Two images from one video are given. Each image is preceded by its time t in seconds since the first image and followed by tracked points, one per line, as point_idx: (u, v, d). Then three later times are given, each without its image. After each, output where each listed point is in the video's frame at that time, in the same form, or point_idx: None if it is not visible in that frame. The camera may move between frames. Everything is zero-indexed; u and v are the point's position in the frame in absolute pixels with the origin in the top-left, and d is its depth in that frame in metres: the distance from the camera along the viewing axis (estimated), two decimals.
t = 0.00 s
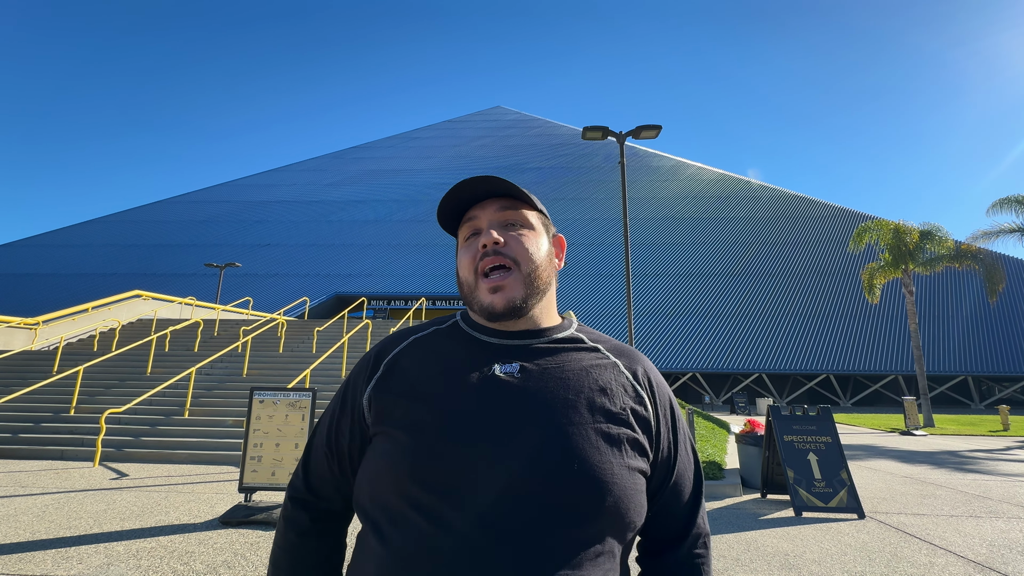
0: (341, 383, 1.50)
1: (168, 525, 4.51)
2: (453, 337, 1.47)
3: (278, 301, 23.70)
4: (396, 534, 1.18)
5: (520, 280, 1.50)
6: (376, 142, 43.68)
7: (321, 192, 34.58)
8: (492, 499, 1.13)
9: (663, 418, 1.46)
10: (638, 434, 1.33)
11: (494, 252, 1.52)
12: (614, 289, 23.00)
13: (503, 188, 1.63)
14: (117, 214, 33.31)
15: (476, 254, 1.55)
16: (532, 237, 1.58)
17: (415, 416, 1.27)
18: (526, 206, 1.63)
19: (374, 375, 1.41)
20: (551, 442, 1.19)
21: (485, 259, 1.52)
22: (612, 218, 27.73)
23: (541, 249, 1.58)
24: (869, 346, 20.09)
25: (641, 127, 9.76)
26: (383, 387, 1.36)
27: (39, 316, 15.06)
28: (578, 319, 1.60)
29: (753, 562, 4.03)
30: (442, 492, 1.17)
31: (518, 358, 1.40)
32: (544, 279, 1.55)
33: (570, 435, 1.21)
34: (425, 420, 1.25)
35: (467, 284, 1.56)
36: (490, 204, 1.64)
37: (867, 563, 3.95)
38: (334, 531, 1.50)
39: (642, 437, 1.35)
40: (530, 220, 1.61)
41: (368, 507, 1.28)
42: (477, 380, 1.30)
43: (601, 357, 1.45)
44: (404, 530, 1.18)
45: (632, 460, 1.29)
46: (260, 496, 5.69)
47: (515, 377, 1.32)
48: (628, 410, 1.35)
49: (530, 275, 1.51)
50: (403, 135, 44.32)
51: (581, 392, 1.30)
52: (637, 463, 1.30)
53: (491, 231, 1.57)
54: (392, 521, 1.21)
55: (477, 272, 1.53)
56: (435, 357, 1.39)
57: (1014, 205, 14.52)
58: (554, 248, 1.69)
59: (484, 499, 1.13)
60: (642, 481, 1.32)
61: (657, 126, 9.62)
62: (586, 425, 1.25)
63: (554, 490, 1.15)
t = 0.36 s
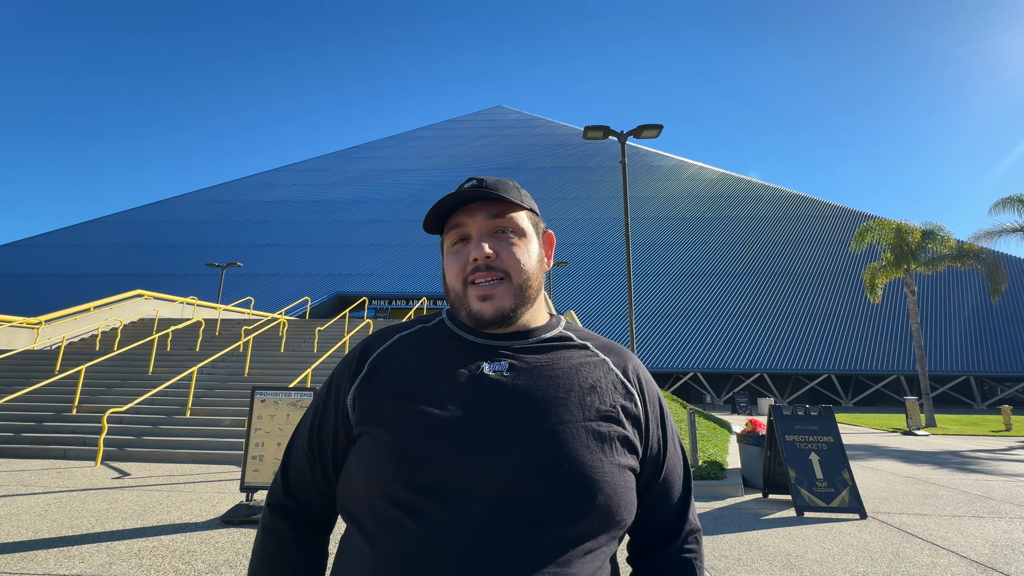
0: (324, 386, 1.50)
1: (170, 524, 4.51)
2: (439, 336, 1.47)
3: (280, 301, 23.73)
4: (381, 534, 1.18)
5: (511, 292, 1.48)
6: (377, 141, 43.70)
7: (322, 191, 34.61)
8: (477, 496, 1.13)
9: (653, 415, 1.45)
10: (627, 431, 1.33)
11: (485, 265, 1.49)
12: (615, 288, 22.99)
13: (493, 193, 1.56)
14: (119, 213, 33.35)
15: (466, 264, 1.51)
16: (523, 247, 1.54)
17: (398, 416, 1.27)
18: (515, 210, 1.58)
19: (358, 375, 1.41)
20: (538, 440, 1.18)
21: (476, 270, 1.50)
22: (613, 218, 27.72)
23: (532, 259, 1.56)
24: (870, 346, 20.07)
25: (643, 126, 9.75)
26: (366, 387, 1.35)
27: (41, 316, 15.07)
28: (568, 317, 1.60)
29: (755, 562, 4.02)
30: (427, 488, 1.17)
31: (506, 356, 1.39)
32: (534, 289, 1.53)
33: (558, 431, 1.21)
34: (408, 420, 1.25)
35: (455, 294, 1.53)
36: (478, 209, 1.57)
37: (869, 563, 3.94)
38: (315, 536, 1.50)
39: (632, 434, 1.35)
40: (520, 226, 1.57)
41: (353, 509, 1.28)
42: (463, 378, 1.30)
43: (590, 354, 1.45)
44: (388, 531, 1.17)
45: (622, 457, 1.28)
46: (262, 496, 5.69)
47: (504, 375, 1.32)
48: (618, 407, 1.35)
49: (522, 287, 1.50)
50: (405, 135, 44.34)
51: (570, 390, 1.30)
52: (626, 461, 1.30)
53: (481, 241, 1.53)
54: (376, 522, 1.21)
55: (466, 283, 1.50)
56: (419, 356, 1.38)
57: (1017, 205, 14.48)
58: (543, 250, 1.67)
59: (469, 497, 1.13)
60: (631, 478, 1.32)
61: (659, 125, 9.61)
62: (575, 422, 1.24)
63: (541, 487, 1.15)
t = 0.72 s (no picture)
0: (330, 383, 1.49)
1: (172, 523, 4.52)
2: (445, 335, 1.46)
3: (280, 301, 23.74)
4: (388, 538, 1.18)
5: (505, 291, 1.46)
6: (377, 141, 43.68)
7: (323, 191, 34.62)
8: (486, 500, 1.13)
9: (661, 417, 1.45)
10: (636, 436, 1.33)
11: (477, 268, 1.48)
12: (616, 288, 22.99)
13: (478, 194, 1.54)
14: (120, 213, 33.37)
15: (461, 268, 1.51)
16: (515, 242, 1.51)
17: (406, 418, 1.26)
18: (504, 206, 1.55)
19: (364, 373, 1.40)
20: (548, 446, 1.18)
21: (470, 274, 1.49)
22: (614, 218, 27.70)
23: (527, 253, 1.52)
24: (871, 346, 20.05)
25: (643, 126, 9.74)
26: (373, 386, 1.35)
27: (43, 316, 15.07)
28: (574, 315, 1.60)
29: (756, 562, 4.02)
30: (435, 491, 1.17)
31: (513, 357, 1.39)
32: (532, 284, 1.51)
33: (566, 437, 1.21)
34: (416, 421, 1.24)
35: (455, 298, 1.54)
36: (466, 211, 1.56)
37: (870, 564, 3.94)
38: (321, 534, 1.50)
39: (640, 438, 1.35)
40: (512, 223, 1.54)
41: (359, 511, 1.28)
42: (471, 379, 1.30)
43: (598, 355, 1.45)
44: (396, 534, 1.17)
45: (630, 463, 1.29)
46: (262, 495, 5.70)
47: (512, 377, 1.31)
48: (626, 412, 1.35)
49: (516, 285, 1.47)
50: (405, 134, 44.33)
51: (579, 395, 1.30)
52: (635, 467, 1.30)
53: (472, 244, 1.52)
54: (384, 525, 1.21)
55: (463, 286, 1.50)
56: (426, 355, 1.38)
57: (1018, 204, 14.45)
58: (541, 241, 1.63)
59: (478, 501, 1.13)
60: (639, 483, 1.32)
61: (659, 125, 9.60)
62: (583, 427, 1.24)
63: (549, 492, 1.15)
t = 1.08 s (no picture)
0: (344, 388, 1.49)
1: (172, 522, 4.53)
2: (460, 338, 1.46)
3: (281, 300, 23.75)
4: (408, 543, 1.19)
5: (550, 287, 1.48)
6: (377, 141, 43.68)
7: (323, 191, 34.62)
8: (506, 504, 1.13)
9: (673, 416, 1.46)
10: (651, 436, 1.33)
11: (529, 257, 1.49)
12: (616, 288, 22.97)
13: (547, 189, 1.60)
14: (120, 213, 33.39)
15: (510, 253, 1.51)
16: (568, 245, 1.58)
17: (423, 421, 1.26)
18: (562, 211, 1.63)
19: (379, 379, 1.40)
20: (565, 449, 1.18)
21: (518, 261, 1.49)
22: (614, 217, 27.68)
23: (573, 260, 1.59)
24: (872, 345, 20.04)
25: (643, 126, 9.73)
26: (388, 391, 1.34)
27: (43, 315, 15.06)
28: (586, 319, 1.62)
29: (756, 562, 4.02)
30: (454, 496, 1.17)
31: (528, 359, 1.39)
32: (571, 287, 1.56)
33: (583, 438, 1.21)
34: (435, 425, 1.25)
35: (494, 281, 1.51)
36: (530, 200, 1.60)
37: (870, 563, 3.93)
38: (340, 536, 1.51)
39: (654, 438, 1.35)
40: (566, 227, 1.62)
41: (376, 516, 1.28)
42: (487, 383, 1.30)
43: (611, 357, 1.45)
44: (416, 539, 1.18)
45: (645, 462, 1.29)
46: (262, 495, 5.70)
47: (528, 379, 1.32)
48: (642, 412, 1.35)
49: (558, 284, 1.50)
50: (406, 134, 44.33)
51: (595, 396, 1.30)
52: (650, 467, 1.30)
53: (529, 233, 1.55)
54: (404, 530, 1.21)
55: (507, 271, 1.49)
56: (441, 359, 1.38)
57: (1019, 204, 14.44)
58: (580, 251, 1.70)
59: (499, 506, 1.13)
60: (654, 483, 1.32)
61: (659, 125, 9.59)
62: (601, 430, 1.24)
63: (570, 493, 1.16)
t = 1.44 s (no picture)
0: (360, 390, 1.50)
1: (172, 522, 4.53)
2: (474, 341, 1.46)
3: (281, 300, 23.74)
4: (422, 543, 1.19)
5: (560, 302, 1.49)
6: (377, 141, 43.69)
7: (323, 190, 34.62)
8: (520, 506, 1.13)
9: (682, 422, 1.46)
10: (662, 440, 1.34)
11: (541, 272, 1.49)
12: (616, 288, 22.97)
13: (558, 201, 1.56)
14: (120, 212, 33.39)
15: (521, 267, 1.51)
16: (577, 258, 1.57)
17: (440, 423, 1.27)
18: (572, 223, 1.60)
19: (395, 381, 1.40)
20: (577, 451, 1.19)
21: (530, 276, 1.49)
22: (614, 217, 27.67)
23: (581, 271, 1.57)
24: (872, 345, 20.05)
25: (644, 126, 9.73)
26: (405, 394, 1.35)
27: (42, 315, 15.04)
28: (596, 324, 1.62)
29: (756, 561, 4.02)
30: (469, 497, 1.17)
31: (541, 364, 1.40)
32: (581, 296, 1.56)
33: (596, 442, 1.21)
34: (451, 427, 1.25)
35: (503, 294, 1.52)
36: (540, 213, 1.56)
37: (870, 563, 3.93)
38: (354, 538, 1.51)
39: (664, 442, 1.36)
40: (575, 238, 1.60)
41: (392, 515, 1.29)
42: (501, 387, 1.30)
43: (622, 363, 1.46)
44: (431, 540, 1.18)
45: (656, 466, 1.30)
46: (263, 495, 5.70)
47: (541, 384, 1.32)
48: (652, 417, 1.36)
49: (569, 298, 1.50)
50: (406, 134, 44.32)
51: (607, 400, 1.30)
52: (660, 469, 1.31)
53: (539, 247, 1.53)
54: (418, 531, 1.21)
55: (518, 285, 1.49)
56: (455, 361, 1.38)
57: (1019, 203, 14.45)
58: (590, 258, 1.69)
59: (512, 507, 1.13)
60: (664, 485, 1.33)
61: (659, 125, 9.60)
62: (612, 433, 1.25)
63: (584, 495, 1.16)
